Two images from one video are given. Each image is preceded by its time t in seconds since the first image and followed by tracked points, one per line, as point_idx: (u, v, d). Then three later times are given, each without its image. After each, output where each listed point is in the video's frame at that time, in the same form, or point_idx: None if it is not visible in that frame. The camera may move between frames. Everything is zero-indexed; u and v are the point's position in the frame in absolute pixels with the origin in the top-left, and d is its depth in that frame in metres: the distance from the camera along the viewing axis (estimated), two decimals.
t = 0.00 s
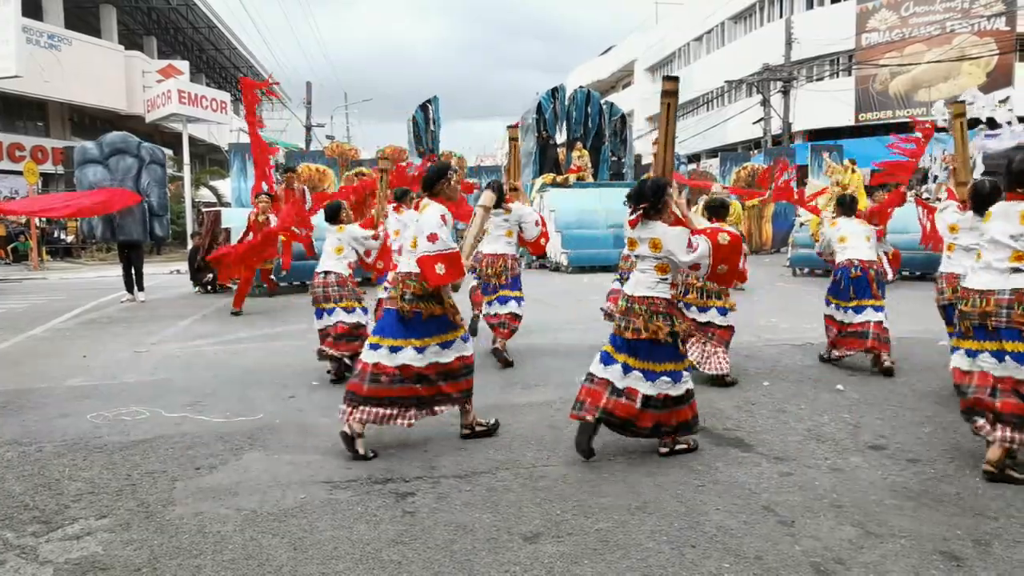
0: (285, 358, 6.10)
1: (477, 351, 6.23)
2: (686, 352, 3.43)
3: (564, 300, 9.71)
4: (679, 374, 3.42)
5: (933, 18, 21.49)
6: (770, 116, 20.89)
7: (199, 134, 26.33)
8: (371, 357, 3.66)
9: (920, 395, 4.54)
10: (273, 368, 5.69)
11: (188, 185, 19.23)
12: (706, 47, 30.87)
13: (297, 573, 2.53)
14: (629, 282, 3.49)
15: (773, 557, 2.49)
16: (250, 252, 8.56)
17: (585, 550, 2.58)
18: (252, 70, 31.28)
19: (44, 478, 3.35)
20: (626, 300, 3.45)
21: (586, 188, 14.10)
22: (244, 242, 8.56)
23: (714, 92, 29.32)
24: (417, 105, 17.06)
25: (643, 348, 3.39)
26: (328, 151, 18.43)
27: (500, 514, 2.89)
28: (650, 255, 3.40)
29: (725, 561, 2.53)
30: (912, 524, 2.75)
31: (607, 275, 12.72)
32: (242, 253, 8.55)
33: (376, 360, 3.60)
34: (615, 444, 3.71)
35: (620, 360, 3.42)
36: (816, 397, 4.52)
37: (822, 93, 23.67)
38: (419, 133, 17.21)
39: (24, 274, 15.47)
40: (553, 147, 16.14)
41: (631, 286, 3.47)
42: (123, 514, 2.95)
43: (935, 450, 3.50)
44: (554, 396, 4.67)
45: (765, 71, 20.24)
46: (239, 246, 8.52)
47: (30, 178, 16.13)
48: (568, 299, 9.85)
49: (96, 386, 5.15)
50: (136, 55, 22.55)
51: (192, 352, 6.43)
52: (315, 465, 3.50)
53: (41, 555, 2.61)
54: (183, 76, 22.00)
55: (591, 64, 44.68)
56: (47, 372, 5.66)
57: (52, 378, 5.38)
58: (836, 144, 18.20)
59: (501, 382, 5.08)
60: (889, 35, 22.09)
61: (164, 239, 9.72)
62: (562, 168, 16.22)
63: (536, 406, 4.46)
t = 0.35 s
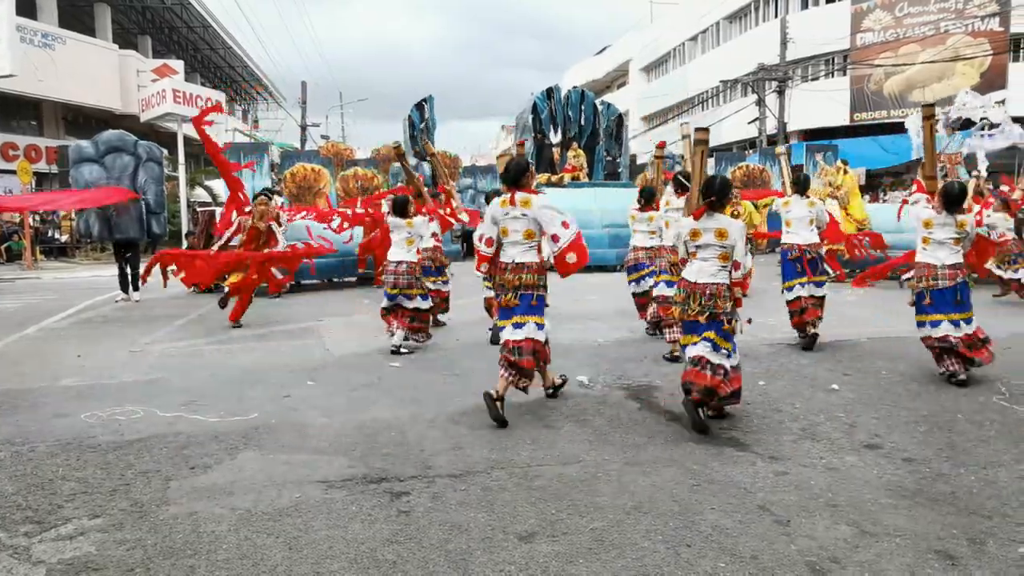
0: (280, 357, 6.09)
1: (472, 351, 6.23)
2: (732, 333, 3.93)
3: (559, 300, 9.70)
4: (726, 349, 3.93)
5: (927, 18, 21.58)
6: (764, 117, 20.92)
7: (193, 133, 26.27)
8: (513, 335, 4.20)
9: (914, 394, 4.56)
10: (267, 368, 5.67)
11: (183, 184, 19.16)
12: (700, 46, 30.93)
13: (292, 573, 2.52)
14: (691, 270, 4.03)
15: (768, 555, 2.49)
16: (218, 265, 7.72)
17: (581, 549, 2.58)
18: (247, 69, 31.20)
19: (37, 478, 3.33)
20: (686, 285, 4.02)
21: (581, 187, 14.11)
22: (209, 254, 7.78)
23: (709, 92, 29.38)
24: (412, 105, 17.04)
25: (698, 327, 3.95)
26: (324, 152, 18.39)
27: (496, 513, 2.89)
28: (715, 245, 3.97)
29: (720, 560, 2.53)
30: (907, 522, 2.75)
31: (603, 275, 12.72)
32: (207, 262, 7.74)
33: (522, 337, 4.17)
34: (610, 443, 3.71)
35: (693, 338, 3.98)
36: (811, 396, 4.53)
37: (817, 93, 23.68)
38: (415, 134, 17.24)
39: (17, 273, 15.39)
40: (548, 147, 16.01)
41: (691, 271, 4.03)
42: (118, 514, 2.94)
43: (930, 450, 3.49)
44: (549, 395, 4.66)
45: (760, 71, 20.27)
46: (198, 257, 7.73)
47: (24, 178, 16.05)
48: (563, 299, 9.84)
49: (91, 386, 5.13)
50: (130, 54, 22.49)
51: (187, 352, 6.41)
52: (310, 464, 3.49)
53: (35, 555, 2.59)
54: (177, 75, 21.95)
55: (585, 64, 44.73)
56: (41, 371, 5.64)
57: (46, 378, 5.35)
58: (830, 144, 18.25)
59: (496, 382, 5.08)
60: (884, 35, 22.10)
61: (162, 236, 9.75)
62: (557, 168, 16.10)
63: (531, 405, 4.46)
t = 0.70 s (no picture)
0: (266, 357, 6.04)
1: (460, 351, 6.21)
2: (763, 316, 4.53)
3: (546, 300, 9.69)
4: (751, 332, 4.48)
5: (912, 20, 21.86)
6: (751, 117, 21.05)
7: (179, 132, 26.08)
8: (548, 316, 4.97)
9: (899, 392, 4.60)
10: (252, 368, 5.62)
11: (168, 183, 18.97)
12: (687, 47, 31.09)
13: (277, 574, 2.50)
14: (722, 264, 4.56)
15: (755, 553, 2.50)
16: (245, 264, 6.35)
17: (568, 548, 2.57)
18: (232, 68, 31.03)
19: (17, 479, 3.29)
20: (718, 278, 4.57)
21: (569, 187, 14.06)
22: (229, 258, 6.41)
23: (695, 93, 29.54)
24: (399, 104, 17.01)
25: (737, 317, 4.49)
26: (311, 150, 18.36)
27: (482, 513, 2.88)
28: (740, 235, 4.54)
29: (706, 558, 2.53)
30: (892, 519, 2.77)
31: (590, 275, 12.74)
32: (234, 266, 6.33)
33: (555, 318, 4.92)
34: (596, 442, 3.71)
35: (722, 327, 4.48)
36: (797, 395, 4.55)
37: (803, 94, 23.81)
38: (400, 133, 17.19)
39: None
40: (535, 146, 16.10)
41: (720, 267, 4.59)
42: (99, 515, 2.90)
43: (914, 448, 3.51)
44: (536, 395, 4.65)
45: (746, 71, 20.40)
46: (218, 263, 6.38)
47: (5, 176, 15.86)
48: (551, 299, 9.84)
49: (74, 386, 5.07)
50: (114, 51, 22.29)
51: (171, 352, 6.35)
52: (295, 464, 3.46)
53: (15, 557, 2.56)
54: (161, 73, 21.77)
55: (573, 64, 44.83)
56: (22, 371, 5.56)
57: (27, 378, 5.29)
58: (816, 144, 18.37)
59: (483, 381, 5.07)
60: (868, 37, 22.30)
61: (145, 235, 9.67)
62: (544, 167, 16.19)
63: (518, 404, 4.44)
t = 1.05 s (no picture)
0: (249, 357, 6.00)
1: (446, 350, 6.20)
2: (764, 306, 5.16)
3: (532, 299, 9.69)
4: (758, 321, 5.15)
5: (892, 22, 22.06)
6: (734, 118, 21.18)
7: (160, 131, 25.84)
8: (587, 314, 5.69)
9: (880, 390, 4.64)
10: (235, 368, 5.57)
11: (150, 183, 18.74)
12: (671, 48, 31.24)
13: (260, 575, 2.48)
14: (735, 259, 5.26)
15: (738, 551, 2.51)
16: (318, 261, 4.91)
17: (552, 547, 2.57)
18: (214, 66, 30.79)
19: None
20: (733, 272, 5.25)
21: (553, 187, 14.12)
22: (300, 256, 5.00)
23: (679, 94, 29.69)
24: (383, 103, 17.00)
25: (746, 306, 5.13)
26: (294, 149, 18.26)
27: (467, 512, 2.87)
28: (751, 236, 5.25)
29: (689, 556, 2.54)
30: (873, 516, 2.79)
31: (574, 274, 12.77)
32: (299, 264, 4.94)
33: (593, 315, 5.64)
34: (581, 441, 3.71)
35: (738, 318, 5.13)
36: (779, 394, 4.58)
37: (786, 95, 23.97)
38: (384, 131, 17.19)
39: None
40: (520, 146, 16.09)
41: (733, 263, 5.29)
42: (78, 517, 2.87)
43: (894, 446, 3.55)
44: (521, 394, 4.66)
45: (730, 72, 20.54)
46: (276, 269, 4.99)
47: None
48: (536, 299, 9.84)
49: (52, 386, 5.01)
50: (93, 48, 22.03)
51: (153, 352, 6.28)
52: (278, 465, 3.44)
53: None
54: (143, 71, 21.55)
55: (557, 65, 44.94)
56: None
57: (5, 379, 5.22)
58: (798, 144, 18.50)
59: (468, 380, 5.06)
60: (849, 39, 22.53)
61: (125, 236, 9.62)
62: (528, 167, 16.20)
63: (502, 404, 4.44)
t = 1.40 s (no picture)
0: (239, 358, 5.97)
1: (436, 351, 6.20)
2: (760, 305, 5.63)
3: (523, 301, 9.68)
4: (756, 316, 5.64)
5: (879, 25, 22.16)
6: (724, 120, 21.28)
7: (149, 132, 25.72)
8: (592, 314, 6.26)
9: (868, 390, 4.67)
10: (225, 370, 5.54)
11: (138, 183, 18.62)
12: (661, 50, 31.35)
13: None
14: (741, 260, 5.66)
15: (727, 551, 2.52)
16: (457, 269, 4.40)
17: (542, 549, 2.57)
18: (204, 66, 30.65)
19: None
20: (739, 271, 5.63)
21: (544, 188, 14.14)
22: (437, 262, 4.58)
23: (669, 95, 29.80)
24: (372, 105, 16.97)
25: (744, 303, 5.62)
26: (283, 150, 18.20)
27: (457, 514, 2.87)
28: (756, 241, 5.68)
29: (679, 556, 2.55)
30: (861, 516, 2.81)
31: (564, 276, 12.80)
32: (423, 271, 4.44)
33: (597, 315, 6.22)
34: (570, 442, 3.72)
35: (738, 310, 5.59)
36: (768, 394, 4.60)
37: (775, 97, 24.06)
38: (374, 132, 17.17)
39: None
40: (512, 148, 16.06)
41: (739, 263, 5.67)
42: (66, 521, 2.85)
43: (882, 446, 3.57)
44: (511, 395, 4.66)
45: (719, 75, 20.63)
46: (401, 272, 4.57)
47: None
48: (527, 301, 9.84)
49: (39, 389, 4.97)
50: (81, 48, 21.92)
51: (142, 354, 6.24)
52: (268, 466, 3.42)
53: None
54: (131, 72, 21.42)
55: (548, 67, 45.02)
56: None
57: None
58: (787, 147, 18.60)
59: (459, 381, 5.06)
60: (838, 41, 22.66)
61: (115, 235, 9.60)
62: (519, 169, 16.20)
63: (493, 405, 4.44)
